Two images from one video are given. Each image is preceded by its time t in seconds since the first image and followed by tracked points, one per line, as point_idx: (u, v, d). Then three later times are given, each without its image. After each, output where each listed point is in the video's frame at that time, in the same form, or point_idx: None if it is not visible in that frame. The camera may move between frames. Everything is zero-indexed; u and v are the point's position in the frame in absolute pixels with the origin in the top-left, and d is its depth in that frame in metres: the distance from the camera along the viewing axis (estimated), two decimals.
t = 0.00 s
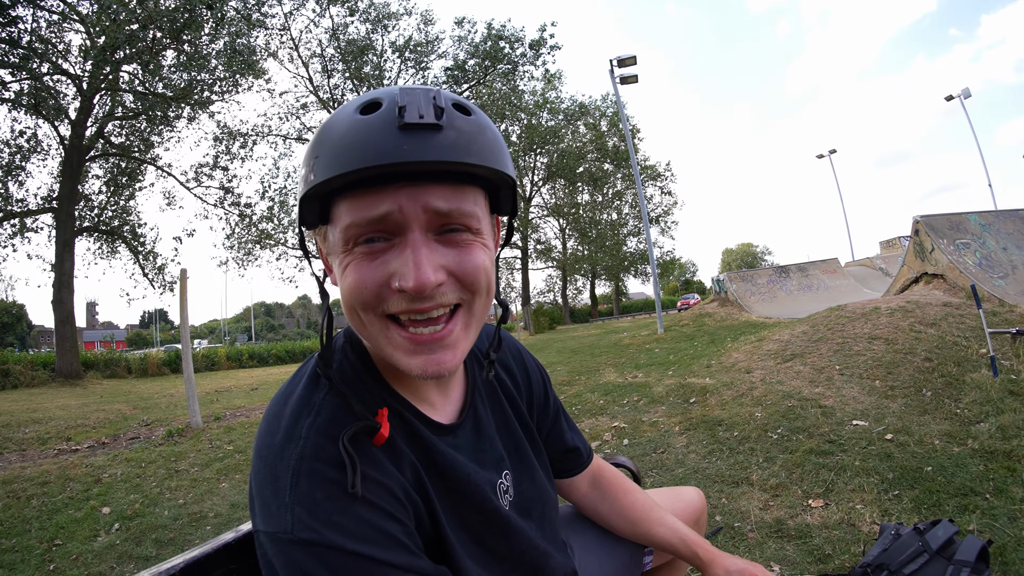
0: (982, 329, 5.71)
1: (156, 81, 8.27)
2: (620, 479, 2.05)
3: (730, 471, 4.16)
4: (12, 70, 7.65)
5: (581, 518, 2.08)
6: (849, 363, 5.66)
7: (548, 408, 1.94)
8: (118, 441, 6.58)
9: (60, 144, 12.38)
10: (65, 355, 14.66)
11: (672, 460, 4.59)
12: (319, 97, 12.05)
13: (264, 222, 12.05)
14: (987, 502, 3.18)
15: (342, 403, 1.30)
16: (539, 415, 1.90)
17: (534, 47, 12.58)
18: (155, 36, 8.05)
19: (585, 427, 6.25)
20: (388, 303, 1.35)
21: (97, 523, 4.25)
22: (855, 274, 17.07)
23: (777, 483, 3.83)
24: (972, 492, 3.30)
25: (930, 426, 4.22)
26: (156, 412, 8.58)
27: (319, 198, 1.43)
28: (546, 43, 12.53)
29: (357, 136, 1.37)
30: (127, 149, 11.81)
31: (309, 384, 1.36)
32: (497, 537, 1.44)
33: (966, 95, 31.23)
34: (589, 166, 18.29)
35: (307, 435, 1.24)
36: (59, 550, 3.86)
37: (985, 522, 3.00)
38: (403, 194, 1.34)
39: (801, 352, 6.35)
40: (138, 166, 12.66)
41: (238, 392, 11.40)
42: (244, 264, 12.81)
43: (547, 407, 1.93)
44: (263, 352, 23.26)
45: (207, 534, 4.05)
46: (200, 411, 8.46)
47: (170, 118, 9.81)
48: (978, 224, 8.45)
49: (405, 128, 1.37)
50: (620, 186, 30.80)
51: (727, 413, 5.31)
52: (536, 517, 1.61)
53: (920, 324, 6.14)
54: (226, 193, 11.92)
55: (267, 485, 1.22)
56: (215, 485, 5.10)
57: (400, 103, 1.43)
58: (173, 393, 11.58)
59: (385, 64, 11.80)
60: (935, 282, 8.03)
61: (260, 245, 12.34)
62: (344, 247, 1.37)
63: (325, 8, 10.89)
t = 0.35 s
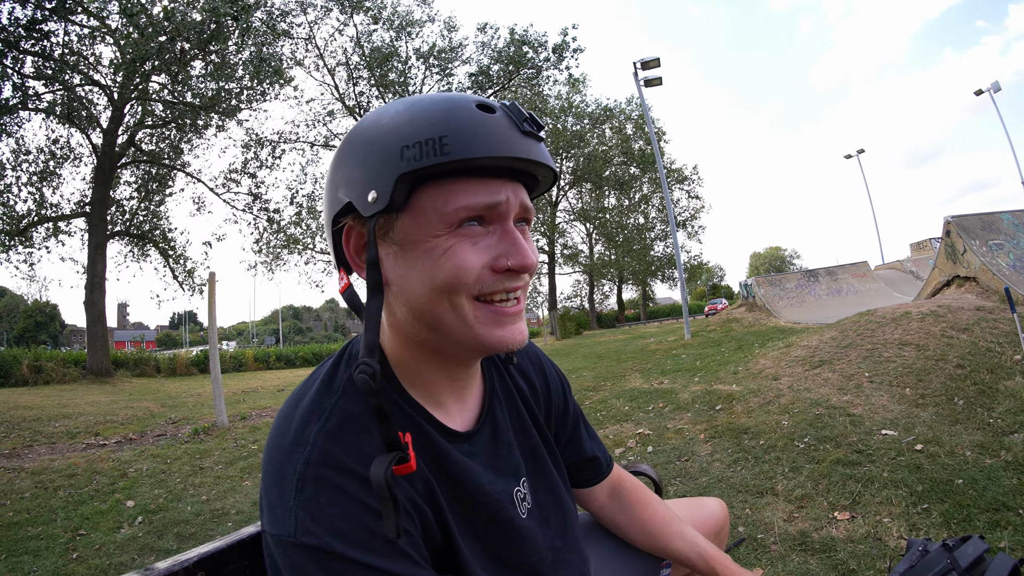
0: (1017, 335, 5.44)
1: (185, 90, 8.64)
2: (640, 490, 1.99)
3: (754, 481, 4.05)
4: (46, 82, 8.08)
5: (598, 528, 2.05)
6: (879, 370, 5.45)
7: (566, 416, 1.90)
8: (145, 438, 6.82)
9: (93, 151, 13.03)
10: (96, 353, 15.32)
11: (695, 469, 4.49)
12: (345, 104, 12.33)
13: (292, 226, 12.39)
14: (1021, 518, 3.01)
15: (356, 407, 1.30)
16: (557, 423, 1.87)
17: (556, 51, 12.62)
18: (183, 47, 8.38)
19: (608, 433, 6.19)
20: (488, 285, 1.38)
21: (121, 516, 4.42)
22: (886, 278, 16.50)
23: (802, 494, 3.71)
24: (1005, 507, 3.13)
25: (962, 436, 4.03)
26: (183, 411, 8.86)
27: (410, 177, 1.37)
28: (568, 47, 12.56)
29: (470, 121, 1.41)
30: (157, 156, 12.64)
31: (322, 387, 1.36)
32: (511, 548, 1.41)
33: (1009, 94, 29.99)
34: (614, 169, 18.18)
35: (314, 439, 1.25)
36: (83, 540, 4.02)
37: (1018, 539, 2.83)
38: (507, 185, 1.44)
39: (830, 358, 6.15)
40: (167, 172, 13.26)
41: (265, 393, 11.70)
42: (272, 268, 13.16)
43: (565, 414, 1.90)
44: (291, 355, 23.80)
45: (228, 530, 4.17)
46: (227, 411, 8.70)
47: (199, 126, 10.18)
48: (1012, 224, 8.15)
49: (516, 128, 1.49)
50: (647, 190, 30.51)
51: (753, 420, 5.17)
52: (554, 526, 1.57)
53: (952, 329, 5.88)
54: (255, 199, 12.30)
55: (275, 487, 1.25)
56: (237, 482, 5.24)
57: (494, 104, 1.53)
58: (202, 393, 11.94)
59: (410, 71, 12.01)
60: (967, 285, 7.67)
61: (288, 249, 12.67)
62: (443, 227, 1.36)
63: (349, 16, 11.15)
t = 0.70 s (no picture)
0: None
1: (195, 75, 8.67)
2: (641, 477, 2.01)
3: (758, 475, 4.05)
4: (57, 70, 8.17)
5: (599, 514, 2.06)
6: (888, 369, 5.40)
7: (571, 398, 1.93)
8: (153, 419, 6.96)
9: (103, 137, 13.21)
10: (107, 335, 15.57)
11: (698, 461, 4.50)
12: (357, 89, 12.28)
13: (303, 211, 12.46)
14: None
15: (366, 376, 1.31)
16: (562, 405, 1.89)
17: (570, 38, 12.45)
18: (193, 33, 8.38)
19: (614, 422, 6.20)
20: (495, 256, 1.37)
21: (129, 494, 4.53)
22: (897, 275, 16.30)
23: (805, 491, 3.71)
24: (1008, 516, 3.11)
25: (968, 440, 3.99)
26: (192, 393, 9.01)
27: (419, 147, 1.38)
28: (582, 33, 12.38)
29: (478, 94, 1.42)
30: (168, 141, 12.76)
31: (332, 356, 1.38)
32: (514, 523, 1.43)
33: None
34: (626, 158, 18.02)
35: (323, 406, 1.26)
36: (91, 517, 4.13)
37: (1019, 549, 2.82)
38: (514, 159, 1.44)
39: (839, 355, 6.10)
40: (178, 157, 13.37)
41: (274, 375, 11.87)
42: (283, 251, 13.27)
43: (570, 396, 1.92)
44: (299, 338, 24.05)
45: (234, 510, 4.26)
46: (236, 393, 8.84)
47: (210, 112, 10.22)
48: None
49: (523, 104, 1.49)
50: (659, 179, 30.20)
51: (759, 415, 5.16)
52: (557, 505, 1.59)
53: (963, 331, 5.80)
54: (265, 184, 12.36)
55: (281, 452, 1.26)
56: (244, 463, 5.34)
57: (502, 82, 1.54)
58: (212, 374, 12.12)
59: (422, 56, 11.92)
60: (980, 287, 7.53)
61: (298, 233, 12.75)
62: (451, 197, 1.36)
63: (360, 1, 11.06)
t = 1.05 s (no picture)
0: None
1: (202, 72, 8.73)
2: (632, 494, 1.99)
3: (751, 490, 4.04)
4: (64, 60, 8.24)
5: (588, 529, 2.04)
6: (884, 386, 5.39)
7: (566, 417, 1.92)
8: (150, 414, 6.94)
9: (109, 130, 13.35)
10: (105, 327, 15.50)
11: (693, 473, 4.49)
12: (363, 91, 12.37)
13: (306, 211, 12.51)
14: (1014, 549, 2.97)
15: (366, 399, 1.31)
16: (558, 425, 1.88)
17: (577, 46, 12.54)
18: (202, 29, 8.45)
19: (609, 432, 6.18)
20: (525, 288, 1.39)
21: (123, 489, 4.52)
22: (897, 291, 16.31)
23: (797, 507, 3.70)
24: (999, 537, 3.09)
25: (962, 459, 3.98)
26: (188, 389, 8.99)
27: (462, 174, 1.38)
28: (588, 42, 12.48)
29: (518, 128, 1.44)
30: (174, 136, 12.85)
31: (334, 376, 1.37)
32: (509, 545, 1.42)
33: None
34: (629, 167, 18.10)
35: (322, 428, 1.26)
36: (84, 512, 4.11)
37: (1009, 570, 2.81)
38: (546, 194, 1.47)
39: (835, 371, 6.09)
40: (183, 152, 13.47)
41: (271, 374, 11.86)
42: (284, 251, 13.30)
43: (564, 416, 1.91)
44: (298, 337, 24.01)
45: (227, 509, 4.24)
46: (232, 390, 8.82)
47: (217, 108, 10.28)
48: None
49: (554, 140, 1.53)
50: (662, 189, 30.29)
51: (754, 429, 5.15)
52: (549, 525, 1.58)
53: (961, 350, 5.80)
54: (269, 182, 12.40)
55: (277, 472, 1.25)
56: (238, 462, 5.33)
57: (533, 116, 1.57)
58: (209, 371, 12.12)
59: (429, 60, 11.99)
60: (980, 306, 7.54)
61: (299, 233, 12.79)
62: (489, 227, 1.37)
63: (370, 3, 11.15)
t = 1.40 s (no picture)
0: (1007, 361, 5.51)
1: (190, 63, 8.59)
2: (619, 492, 1.99)
3: (736, 488, 4.09)
4: (50, 49, 8.05)
5: (577, 528, 2.04)
6: (867, 386, 5.50)
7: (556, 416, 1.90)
8: (134, 412, 6.81)
9: (95, 121, 13.10)
10: (89, 323, 15.03)
11: (679, 471, 4.54)
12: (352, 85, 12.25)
13: (292, 205, 12.37)
14: (994, 545, 3.06)
15: (355, 401, 1.29)
16: (547, 425, 1.85)
17: (568, 43, 12.53)
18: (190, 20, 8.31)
19: (595, 429, 6.21)
20: (441, 303, 1.32)
21: (108, 489, 4.43)
22: (881, 292, 16.61)
23: (782, 504, 3.76)
24: (980, 533, 3.18)
25: (944, 458, 4.08)
26: (174, 386, 8.84)
27: (381, 187, 1.37)
28: (579, 40, 12.50)
29: (433, 134, 1.35)
30: (160, 128, 12.62)
31: (324, 378, 1.35)
32: (499, 545, 1.40)
33: (1013, 117, 30.02)
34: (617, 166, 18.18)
35: (314, 428, 1.23)
36: (69, 513, 4.03)
37: (989, 566, 2.89)
38: (474, 200, 1.35)
39: (820, 370, 6.20)
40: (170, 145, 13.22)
41: (256, 370, 11.73)
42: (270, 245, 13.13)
43: (554, 417, 1.88)
44: (283, 333, 23.74)
45: (214, 509, 4.19)
46: (217, 387, 8.70)
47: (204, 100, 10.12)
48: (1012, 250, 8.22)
49: (484, 135, 1.39)
50: (649, 188, 30.48)
51: (739, 427, 5.22)
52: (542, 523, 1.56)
53: (944, 350, 5.93)
54: (256, 175, 12.24)
55: (269, 474, 1.22)
56: (225, 460, 5.26)
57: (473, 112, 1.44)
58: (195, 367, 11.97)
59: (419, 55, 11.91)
60: (962, 308, 7.73)
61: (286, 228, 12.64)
62: (401, 241, 1.34)
63: None
